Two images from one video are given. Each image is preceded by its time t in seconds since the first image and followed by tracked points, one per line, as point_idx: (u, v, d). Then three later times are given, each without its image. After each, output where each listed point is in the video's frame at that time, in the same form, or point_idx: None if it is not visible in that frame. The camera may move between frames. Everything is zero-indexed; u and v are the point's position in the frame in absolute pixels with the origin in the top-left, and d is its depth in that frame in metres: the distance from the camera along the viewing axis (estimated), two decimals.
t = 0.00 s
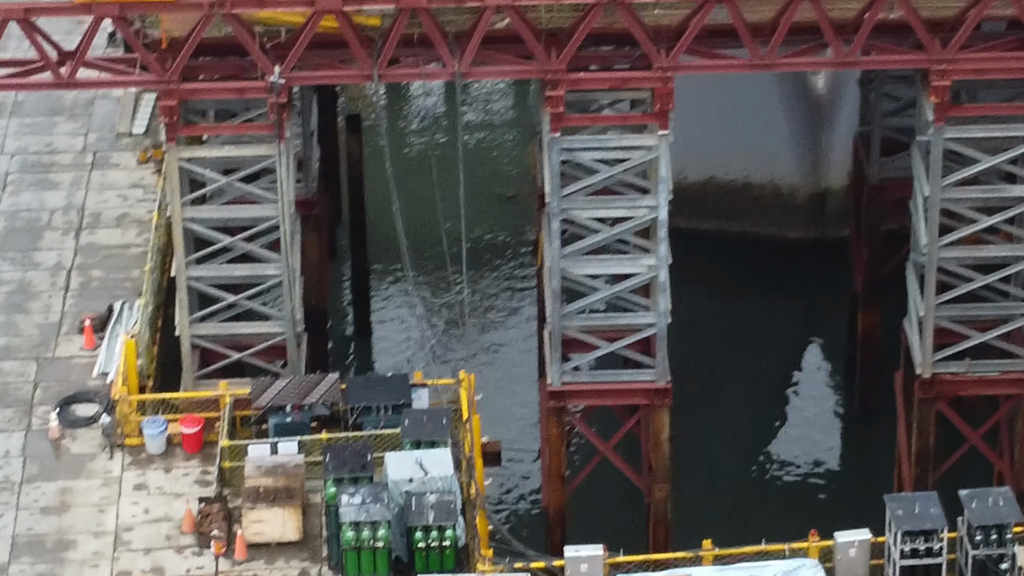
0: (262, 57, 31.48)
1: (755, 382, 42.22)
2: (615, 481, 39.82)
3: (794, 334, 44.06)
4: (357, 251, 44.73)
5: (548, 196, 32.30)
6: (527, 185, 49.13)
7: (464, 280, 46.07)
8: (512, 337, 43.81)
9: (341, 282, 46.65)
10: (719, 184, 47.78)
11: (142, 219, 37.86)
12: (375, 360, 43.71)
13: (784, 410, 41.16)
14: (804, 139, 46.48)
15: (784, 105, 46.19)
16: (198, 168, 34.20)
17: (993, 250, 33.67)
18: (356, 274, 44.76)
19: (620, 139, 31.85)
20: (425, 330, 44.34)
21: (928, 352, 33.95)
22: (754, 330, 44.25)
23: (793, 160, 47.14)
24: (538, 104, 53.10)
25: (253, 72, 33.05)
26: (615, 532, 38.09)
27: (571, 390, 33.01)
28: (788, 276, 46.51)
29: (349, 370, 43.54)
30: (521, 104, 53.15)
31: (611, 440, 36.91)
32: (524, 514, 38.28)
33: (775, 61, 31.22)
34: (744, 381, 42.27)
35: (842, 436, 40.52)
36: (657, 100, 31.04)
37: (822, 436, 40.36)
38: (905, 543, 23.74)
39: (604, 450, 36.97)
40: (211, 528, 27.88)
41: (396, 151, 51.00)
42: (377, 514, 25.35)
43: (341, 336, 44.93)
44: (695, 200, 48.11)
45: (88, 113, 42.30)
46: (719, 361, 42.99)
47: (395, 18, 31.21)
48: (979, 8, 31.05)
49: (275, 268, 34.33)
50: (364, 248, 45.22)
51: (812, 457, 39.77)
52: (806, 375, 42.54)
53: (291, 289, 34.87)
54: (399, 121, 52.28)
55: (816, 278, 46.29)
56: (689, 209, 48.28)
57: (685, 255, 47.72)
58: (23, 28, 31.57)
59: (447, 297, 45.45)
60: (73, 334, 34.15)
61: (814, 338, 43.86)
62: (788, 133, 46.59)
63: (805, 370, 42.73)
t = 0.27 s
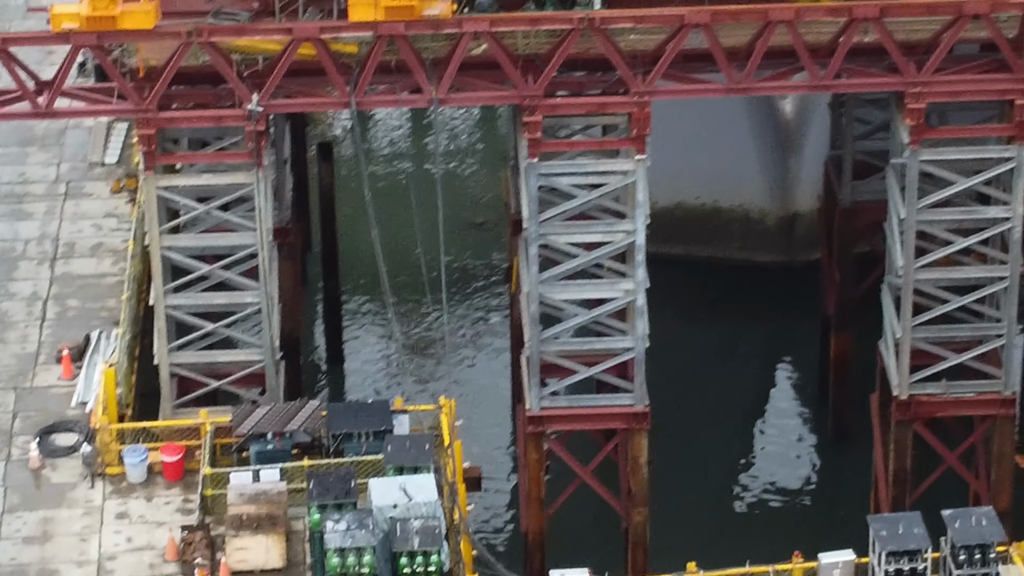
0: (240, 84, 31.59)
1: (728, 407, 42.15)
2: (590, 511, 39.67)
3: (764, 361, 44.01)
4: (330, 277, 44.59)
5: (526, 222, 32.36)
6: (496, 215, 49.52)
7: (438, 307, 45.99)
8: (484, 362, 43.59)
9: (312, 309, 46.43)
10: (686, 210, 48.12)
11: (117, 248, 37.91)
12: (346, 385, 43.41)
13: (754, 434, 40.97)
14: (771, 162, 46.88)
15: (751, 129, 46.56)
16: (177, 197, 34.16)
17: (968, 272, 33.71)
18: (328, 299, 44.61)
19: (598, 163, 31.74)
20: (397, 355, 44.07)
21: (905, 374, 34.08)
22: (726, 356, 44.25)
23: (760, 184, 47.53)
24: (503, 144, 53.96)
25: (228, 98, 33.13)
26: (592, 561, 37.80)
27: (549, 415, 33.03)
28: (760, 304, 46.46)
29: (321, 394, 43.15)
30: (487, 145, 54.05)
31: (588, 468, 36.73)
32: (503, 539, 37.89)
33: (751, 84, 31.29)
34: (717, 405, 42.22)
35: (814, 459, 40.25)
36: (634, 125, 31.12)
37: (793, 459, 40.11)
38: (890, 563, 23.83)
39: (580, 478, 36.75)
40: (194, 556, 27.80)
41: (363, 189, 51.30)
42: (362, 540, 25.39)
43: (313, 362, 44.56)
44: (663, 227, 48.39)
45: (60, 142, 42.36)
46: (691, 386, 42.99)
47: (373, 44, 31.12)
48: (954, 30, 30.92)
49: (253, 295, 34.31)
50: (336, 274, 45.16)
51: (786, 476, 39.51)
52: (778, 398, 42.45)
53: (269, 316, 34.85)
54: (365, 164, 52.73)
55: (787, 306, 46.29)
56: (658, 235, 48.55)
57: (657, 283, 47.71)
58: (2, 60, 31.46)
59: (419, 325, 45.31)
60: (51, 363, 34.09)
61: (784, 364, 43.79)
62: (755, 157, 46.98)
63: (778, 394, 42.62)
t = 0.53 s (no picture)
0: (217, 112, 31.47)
1: (700, 432, 42.10)
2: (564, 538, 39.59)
3: (735, 386, 43.95)
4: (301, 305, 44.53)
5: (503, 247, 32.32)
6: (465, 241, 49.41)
7: (409, 335, 45.82)
8: (455, 387, 43.50)
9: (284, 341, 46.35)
10: (656, 235, 47.66)
11: (92, 277, 37.89)
12: (318, 413, 43.24)
13: (723, 459, 40.91)
14: (741, 186, 46.59)
15: (720, 154, 46.21)
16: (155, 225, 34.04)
17: (944, 293, 33.77)
18: (300, 328, 44.60)
19: (577, 188, 31.75)
20: (368, 382, 43.93)
21: (881, 396, 34.16)
22: (697, 381, 44.22)
23: (729, 209, 47.20)
24: (471, 171, 53.80)
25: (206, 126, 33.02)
26: None
27: (527, 439, 33.08)
28: (730, 328, 46.44)
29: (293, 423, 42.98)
30: (454, 172, 53.94)
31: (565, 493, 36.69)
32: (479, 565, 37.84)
33: (727, 108, 31.38)
34: (689, 430, 42.16)
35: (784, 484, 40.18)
36: (611, 149, 31.17)
37: (763, 483, 40.07)
38: None
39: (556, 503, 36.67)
40: None
41: (331, 219, 51.14)
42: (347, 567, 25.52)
43: (285, 391, 44.39)
44: (632, 253, 47.98)
45: (31, 173, 42.42)
46: (663, 411, 42.89)
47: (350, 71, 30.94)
48: (928, 53, 31.01)
49: (232, 324, 34.27)
50: (308, 303, 45.08)
51: (759, 501, 39.48)
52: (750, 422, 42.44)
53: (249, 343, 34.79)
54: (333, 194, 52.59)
55: (758, 330, 46.25)
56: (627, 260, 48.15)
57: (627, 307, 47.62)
58: None
59: (390, 351, 45.19)
60: (28, 394, 34.00)
61: (754, 388, 43.75)
62: (725, 182, 46.62)
63: (750, 417, 42.58)
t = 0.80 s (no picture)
0: (193, 141, 31.21)
1: (672, 458, 42.06)
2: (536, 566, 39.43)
3: (705, 413, 43.95)
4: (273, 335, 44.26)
5: (480, 273, 32.29)
6: (434, 270, 49.42)
7: (380, 364, 45.62)
8: (425, 416, 43.34)
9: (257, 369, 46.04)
10: (626, 261, 47.53)
11: (66, 308, 37.88)
12: (289, 442, 42.95)
13: (693, 484, 40.86)
14: (709, 213, 46.41)
15: (689, 180, 45.90)
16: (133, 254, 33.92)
17: (919, 316, 33.89)
18: (273, 358, 44.32)
19: (553, 214, 31.86)
20: (341, 411, 43.65)
21: (857, 419, 34.25)
22: (667, 408, 44.21)
23: (698, 235, 47.07)
24: (439, 203, 53.84)
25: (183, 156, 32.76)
26: None
27: (505, 465, 33.14)
28: (699, 356, 46.50)
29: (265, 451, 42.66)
30: (420, 203, 54.04)
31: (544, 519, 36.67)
32: None
33: (702, 134, 31.52)
34: (661, 457, 42.14)
35: (755, 508, 40.15)
36: (587, 175, 31.25)
37: (735, 507, 40.02)
38: None
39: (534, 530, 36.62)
40: None
41: (299, 253, 50.92)
42: None
43: (257, 420, 44.13)
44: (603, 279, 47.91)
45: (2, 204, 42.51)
46: (634, 438, 42.84)
47: (328, 99, 30.87)
48: (902, 77, 31.15)
49: (211, 353, 34.27)
50: (280, 333, 44.85)
51: (731, 525, 39.41)
52: (721, 448, 42.43)
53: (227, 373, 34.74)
54: (299, 229, 52.37)
55: (728, 358, 46.30)
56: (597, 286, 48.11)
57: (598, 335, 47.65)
58: None
59: (360, 379, 44.98)
60: (4, 425, 33.81)
61: (725, 415, 43.75)
62: (694, 207, 46.40)
63: (720, 444, 42.55)
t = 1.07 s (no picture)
0: (171, 171, 31.15)
1: (646, 484, 41.92)
2: None
3: (675, 440, 43.92)
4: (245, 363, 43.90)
5: (458, 302, 32.33)
6: (404, 298, 49.29)
7: (352, 391, 45.19)
8: (399, 442, 42.87)
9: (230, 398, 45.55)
10: (597, 288, 47.57)
11: (40, 339, 37.85)
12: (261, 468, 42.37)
13: (665, 508, 40.77)
14: (678, 239, 46.34)
15: (657, 205, 45.69)
16: (108, 284, 33.81)
17: (894, 340, 34.02)
18: (244, 387, 43.94)
19: (529, 241, 31.91)
20: (313, 437, 43.18)
21: (834, 443, 34.34)
22: (640, 435, 44.14)
23: (667, 261, 47.01)
24: (406, 235, 53.77)
25: (159, 187, 32.70)
26: None
27: (484, 492, 33.12)
28: (672, 385, 46.46)
29: (237, 480, 41.99)
30: (388, 234, 53.99)
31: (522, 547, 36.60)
32: None
33: (678, 160, 31.69)
34: (635, 482, 42.02)
35: (727, 532, 40.05)
36: (564, 202, 31.33)
37: (710, 531, 39.89)
38: None
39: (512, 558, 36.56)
40: None
41: (268, 284, 50.83)
42: None
43: (228, 447, 43.65)
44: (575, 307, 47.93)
45: None
46: (608, 465, 42.77)
47: (304, 128, 30.92)
48: (876, 102, 31.39)
49: (190, 383, 34.16)
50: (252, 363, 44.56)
51: (707, 549, 39.18)
52: (695, 475, 42.37)
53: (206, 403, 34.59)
54: (267, 261, 52.29)
55: (696, 387, 46.35)
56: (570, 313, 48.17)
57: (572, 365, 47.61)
58: None
59: (334, 405, 44.46)
60: None
61: (699, 442, 43.72)
62: (663, 232, 46.23)
63: (694, 471, 42.51)
